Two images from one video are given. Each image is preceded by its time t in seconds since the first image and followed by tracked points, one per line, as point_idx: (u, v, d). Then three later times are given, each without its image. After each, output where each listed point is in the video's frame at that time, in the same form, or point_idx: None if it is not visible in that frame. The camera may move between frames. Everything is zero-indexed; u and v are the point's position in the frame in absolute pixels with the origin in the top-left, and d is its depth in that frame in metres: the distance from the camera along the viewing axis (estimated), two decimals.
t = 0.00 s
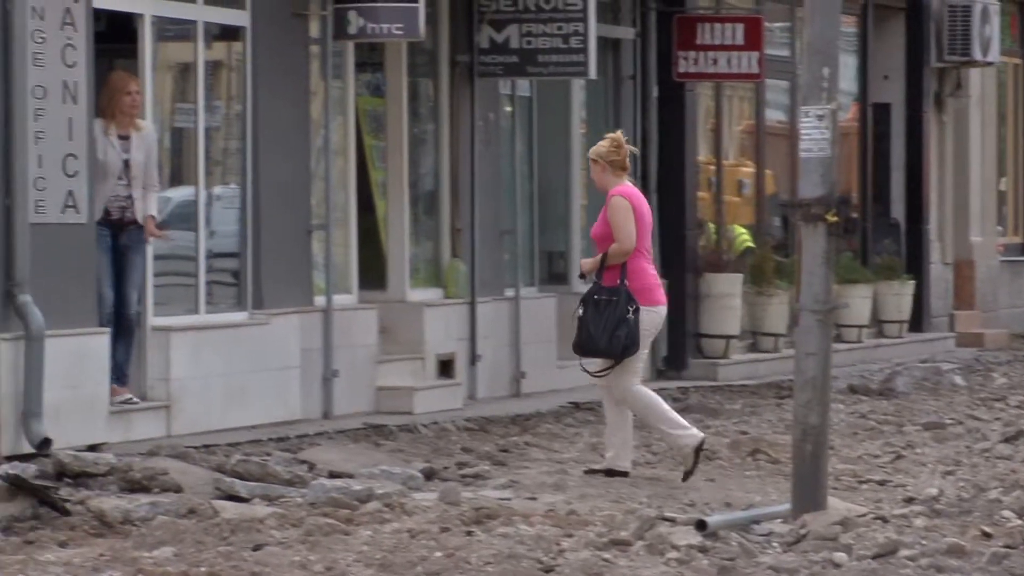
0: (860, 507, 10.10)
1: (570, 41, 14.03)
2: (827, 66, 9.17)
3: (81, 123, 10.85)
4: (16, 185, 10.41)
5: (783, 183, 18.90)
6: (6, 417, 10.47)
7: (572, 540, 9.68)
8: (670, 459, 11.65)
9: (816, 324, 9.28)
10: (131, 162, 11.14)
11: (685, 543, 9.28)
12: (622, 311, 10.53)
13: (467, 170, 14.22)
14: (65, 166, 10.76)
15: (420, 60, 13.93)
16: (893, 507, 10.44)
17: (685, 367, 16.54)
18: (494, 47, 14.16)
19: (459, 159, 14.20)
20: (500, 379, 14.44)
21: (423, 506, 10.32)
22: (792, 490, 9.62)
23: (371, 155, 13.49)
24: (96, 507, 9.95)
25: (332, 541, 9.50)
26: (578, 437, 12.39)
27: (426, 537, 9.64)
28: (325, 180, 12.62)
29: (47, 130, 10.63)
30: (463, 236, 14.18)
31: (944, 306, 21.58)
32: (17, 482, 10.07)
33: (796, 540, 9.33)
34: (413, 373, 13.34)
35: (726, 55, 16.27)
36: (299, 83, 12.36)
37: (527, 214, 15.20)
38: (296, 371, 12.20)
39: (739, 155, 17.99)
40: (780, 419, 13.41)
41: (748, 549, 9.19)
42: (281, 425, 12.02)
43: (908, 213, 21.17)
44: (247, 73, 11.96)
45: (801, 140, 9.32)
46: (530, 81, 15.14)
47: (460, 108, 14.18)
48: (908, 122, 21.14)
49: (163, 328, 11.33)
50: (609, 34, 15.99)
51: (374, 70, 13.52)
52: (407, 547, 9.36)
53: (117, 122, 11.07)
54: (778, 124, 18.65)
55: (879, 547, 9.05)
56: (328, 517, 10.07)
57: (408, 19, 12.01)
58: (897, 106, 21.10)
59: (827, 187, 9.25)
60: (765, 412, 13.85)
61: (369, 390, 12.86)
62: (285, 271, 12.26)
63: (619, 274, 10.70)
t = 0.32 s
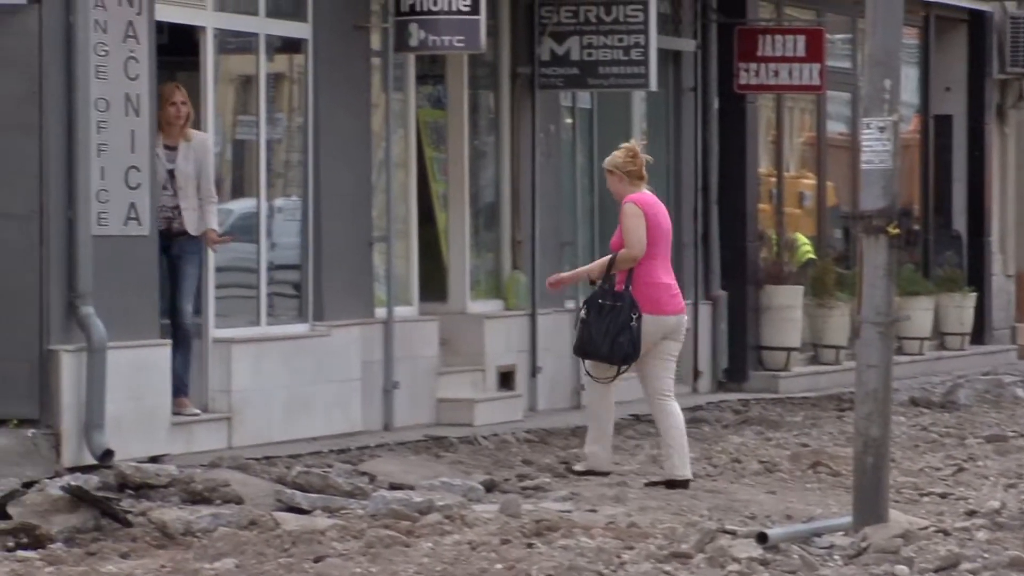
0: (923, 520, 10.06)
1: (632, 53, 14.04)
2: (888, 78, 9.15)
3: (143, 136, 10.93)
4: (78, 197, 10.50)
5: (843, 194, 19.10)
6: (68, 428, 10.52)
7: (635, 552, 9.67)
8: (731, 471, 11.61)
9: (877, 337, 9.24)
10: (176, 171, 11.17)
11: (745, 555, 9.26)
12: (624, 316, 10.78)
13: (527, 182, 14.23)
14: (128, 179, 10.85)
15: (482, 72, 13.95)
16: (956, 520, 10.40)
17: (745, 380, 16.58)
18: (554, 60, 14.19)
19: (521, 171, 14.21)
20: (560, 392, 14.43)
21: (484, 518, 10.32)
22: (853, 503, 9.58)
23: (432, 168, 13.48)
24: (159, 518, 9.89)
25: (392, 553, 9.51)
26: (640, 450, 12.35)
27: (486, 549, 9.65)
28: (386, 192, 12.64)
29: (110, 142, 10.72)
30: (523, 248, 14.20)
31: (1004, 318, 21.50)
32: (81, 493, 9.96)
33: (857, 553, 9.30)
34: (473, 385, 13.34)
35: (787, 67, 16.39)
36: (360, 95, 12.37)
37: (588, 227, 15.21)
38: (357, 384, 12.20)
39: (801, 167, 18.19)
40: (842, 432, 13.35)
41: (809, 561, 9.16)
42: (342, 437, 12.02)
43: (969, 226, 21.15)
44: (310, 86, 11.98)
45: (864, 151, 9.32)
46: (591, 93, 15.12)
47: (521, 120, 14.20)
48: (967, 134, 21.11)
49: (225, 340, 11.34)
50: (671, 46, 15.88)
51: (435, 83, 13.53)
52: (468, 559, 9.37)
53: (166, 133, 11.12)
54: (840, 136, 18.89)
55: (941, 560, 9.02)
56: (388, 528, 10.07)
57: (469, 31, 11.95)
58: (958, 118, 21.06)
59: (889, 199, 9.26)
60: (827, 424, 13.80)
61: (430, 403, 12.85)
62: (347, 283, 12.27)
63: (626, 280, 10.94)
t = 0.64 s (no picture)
0: (973, 530, 10.03)
1: (682, 63, 14.09)
2: (939, 89, 9.12)
3: (193, 146, 10.96)
4: (128, 205, 10.52)
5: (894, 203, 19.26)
6: (118, 439, 10.56)
7: (684, 563, 9.63)
8: (780, 482, 11.59)
9: (927, 347, 9.21)
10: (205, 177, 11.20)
11: (795, 566, 9.22)
12: (626, 328, 10.70)
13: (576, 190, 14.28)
14: (178, 189, 10.89)
15: (532, 82, 13.96)
16: (1007, 531, 10.36)
17: (795, 389, 16.71)
18: (603, 69, 14.25)
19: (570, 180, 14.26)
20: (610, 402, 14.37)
21: (533, 527, 10.30)
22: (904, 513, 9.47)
23: (481, 177, 13.49)
24: (209, 528, 9.82)
25: (442, 562, 9.49)
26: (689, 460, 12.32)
27: (536, 559, 9.64)
28: (436, 202, 12.68)
29: (160, 152, 10.76)
30: (571, 258, 14.23)
31: None
32: (132, 504, 9.84)
33: (907, 564, 9.22)
34: (522, 394, 13.32)
35: (837, 77, 16.38)
36: (410, 105, 12.38)
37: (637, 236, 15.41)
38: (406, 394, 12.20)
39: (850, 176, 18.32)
40: (891, 442, 13.31)
41: (857, 569, 9.13)
42: (391, 447, 12.03)
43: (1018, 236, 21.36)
44: (359, 96, 11.99)
45: (914, 162, 9.30)
46: (641, 103, 15.35)
47: (571, 129, 14.26)
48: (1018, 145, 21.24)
49: (274, 350, 11.35)
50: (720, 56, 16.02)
51: (484, 92, 13.54)
52: (517, 569, 9.37)
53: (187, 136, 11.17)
54: (889, 145, 19.03)
55: (992, 570, 8.98)
56: (438, 538, 10.06)
57: (519, 40, 11.99)
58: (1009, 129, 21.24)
59: (941, 210, 9.22)
60: (876, 435, 13.77)
61: (479, 413, 12.85)
62: (396, 293, 12.27)
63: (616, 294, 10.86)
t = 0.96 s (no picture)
0: (1018, 537, 9.98)
1: (723, 69, 14.15)
2: (983, 94, 9.10)
3: (235, 152, 10.99)
4: (172, 211, 10.56)
5: (934, 209, 19.55)
6: (161, 444, 10.55)
7: (727, 569, 9.60)
8: (823, 488, 11.57)
9: (970, 353, 9.17)
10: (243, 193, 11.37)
11: (838, 571, 9.19)
12: (616, 327, 10.89)
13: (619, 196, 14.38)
14: (221, 196, 10.92)
15: (574, 88, 14.10)
16: None
17: (838, 396, 16.80)
18: (645, 76, 14.31)
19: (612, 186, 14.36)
20: (653, 407, 14.48)
21: (575, 534, 10.30)
22: (947, 520, 9.40)
23: (523, 182, 13.53)
24: (251, 532, 9.81)
25: (484, 568, 9.47)
26: (730, 466, 12.29)
27: (578, 565, 9.63)
28: (478, 209, 12.68)
29: (204, 159, 10.79)
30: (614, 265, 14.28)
31: None
32: (175, 509, 9.84)
33: (950, 570, 9.14)
34: (564, 400, 13.41)
35: (880, 83, 16.59)
36: (450, 110, 12.38)
37: (680, 243, 15.47)
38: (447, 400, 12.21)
39: (893, 183, 18.58)
40: (935, 449, 13.28)
41: None
42: (433, 453, 12.03)
43: None
44: (400, 103, 12.01)
45: (957, 167, 9.23)
46: (682, 108, 15.41)
47: (614, 134, 14.39)
48: None
49: (317, 356, 11.36)
50: (763, 62, 16.17)
51: (526, 98, 13.57)
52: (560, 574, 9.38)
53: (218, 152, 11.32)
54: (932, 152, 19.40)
55: None
56: (480, 544, 10.05)
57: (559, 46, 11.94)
58: None
59: (983, 216, 9.17)
60: (919, 441, 13.74)
61: (520, 419, 12.86)
62: (438, 300, 12.28)
63: (607, 293, 11.03)
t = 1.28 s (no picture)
0: None
1: (766, 73, 14.31)
2: None
3: (278, 156, 11.00)
4: (215, 216, 10.57)
5: (976, 213, 19.69)
6: (204, 448, 10.56)
7: (770, 573, 9.57)
8: (866, 492, 11.55)
9: (1014, 358, 9.11)
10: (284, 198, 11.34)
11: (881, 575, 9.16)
12: (607, 328, 10.93)
13: (662, 201, 14.50)
14: (264, 200, 10.94)
15: (616, 92, 14.13)
16: None
17: (881, 400, 16.87)
18: (688, 80, 14.44)
19: (655, 189, 14.44)
20: (693, 411, 14.66)
21: (618, 538, 10.28)
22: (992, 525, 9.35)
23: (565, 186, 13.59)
24: (294, 536, 9.80)
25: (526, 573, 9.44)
26: (773, 470, 12.27)
27: (621, 569, 9.60)
28: (520, 214, 12.72)
29: (247, 163, 10.81)
30: (657, 268, 14.38)
31: None
32: (218, 513, 9.80)
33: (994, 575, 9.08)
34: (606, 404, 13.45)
35: (923, 87, 16.62)
36: (492, 114, 12.41)
37: (722, 248, 15.60)
38: (489, 404, 12.23)
39: (936, 187, 18.69)
40: (977, 454, 13.26)
41: None
42: (475, 457, 12.06)
43: None
44: (443, 107, 12.04)
45: (1000, 171, 9.21)
46: (725, 113, 15.53)
47: (658, 138, 14.45)
48: None
49: (360, 360, 11.40)
50: (806, 66, 16.33)
51: (569, 102, 13.56)
52: None
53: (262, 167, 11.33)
54: (976, 155, 19.50)
55: None
56: (522, 548, 10.02)
57: (603, 51, 12.01)
58: None
59: None
60: (962, 446, 13.72)
61: (562, 423, 12.91)
62: (481, 304, 12.30)
63: (602, 293, 11.08)
